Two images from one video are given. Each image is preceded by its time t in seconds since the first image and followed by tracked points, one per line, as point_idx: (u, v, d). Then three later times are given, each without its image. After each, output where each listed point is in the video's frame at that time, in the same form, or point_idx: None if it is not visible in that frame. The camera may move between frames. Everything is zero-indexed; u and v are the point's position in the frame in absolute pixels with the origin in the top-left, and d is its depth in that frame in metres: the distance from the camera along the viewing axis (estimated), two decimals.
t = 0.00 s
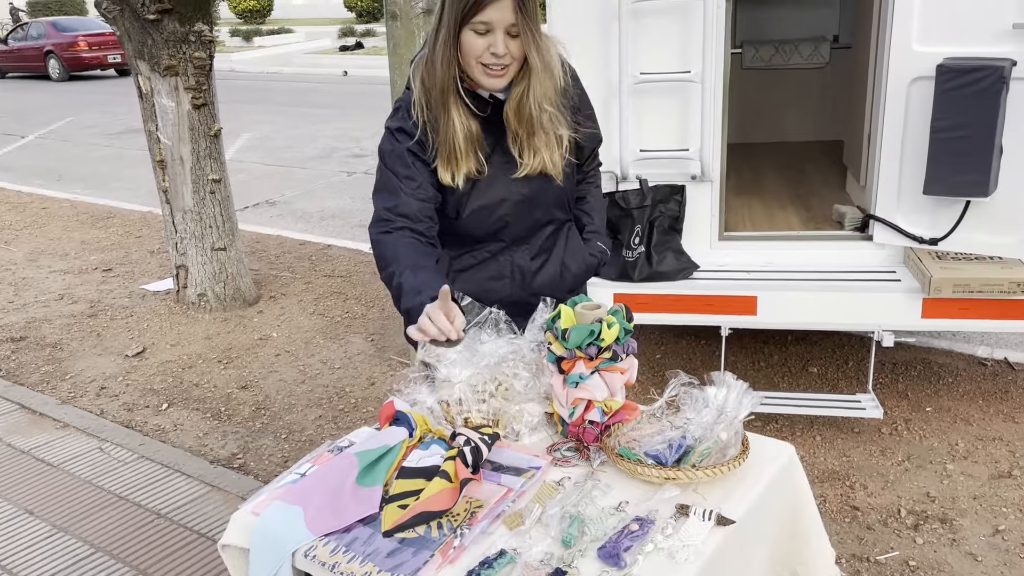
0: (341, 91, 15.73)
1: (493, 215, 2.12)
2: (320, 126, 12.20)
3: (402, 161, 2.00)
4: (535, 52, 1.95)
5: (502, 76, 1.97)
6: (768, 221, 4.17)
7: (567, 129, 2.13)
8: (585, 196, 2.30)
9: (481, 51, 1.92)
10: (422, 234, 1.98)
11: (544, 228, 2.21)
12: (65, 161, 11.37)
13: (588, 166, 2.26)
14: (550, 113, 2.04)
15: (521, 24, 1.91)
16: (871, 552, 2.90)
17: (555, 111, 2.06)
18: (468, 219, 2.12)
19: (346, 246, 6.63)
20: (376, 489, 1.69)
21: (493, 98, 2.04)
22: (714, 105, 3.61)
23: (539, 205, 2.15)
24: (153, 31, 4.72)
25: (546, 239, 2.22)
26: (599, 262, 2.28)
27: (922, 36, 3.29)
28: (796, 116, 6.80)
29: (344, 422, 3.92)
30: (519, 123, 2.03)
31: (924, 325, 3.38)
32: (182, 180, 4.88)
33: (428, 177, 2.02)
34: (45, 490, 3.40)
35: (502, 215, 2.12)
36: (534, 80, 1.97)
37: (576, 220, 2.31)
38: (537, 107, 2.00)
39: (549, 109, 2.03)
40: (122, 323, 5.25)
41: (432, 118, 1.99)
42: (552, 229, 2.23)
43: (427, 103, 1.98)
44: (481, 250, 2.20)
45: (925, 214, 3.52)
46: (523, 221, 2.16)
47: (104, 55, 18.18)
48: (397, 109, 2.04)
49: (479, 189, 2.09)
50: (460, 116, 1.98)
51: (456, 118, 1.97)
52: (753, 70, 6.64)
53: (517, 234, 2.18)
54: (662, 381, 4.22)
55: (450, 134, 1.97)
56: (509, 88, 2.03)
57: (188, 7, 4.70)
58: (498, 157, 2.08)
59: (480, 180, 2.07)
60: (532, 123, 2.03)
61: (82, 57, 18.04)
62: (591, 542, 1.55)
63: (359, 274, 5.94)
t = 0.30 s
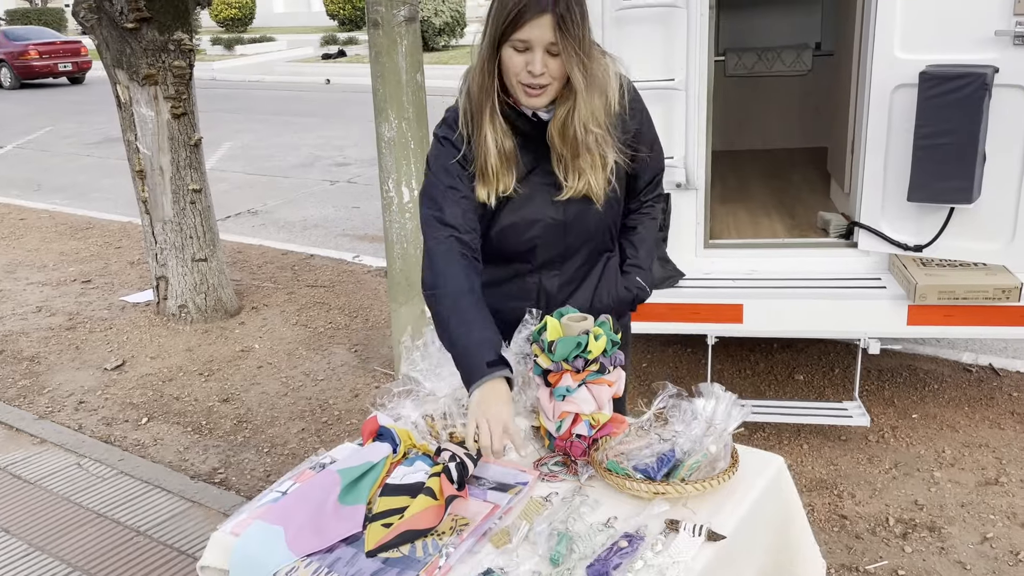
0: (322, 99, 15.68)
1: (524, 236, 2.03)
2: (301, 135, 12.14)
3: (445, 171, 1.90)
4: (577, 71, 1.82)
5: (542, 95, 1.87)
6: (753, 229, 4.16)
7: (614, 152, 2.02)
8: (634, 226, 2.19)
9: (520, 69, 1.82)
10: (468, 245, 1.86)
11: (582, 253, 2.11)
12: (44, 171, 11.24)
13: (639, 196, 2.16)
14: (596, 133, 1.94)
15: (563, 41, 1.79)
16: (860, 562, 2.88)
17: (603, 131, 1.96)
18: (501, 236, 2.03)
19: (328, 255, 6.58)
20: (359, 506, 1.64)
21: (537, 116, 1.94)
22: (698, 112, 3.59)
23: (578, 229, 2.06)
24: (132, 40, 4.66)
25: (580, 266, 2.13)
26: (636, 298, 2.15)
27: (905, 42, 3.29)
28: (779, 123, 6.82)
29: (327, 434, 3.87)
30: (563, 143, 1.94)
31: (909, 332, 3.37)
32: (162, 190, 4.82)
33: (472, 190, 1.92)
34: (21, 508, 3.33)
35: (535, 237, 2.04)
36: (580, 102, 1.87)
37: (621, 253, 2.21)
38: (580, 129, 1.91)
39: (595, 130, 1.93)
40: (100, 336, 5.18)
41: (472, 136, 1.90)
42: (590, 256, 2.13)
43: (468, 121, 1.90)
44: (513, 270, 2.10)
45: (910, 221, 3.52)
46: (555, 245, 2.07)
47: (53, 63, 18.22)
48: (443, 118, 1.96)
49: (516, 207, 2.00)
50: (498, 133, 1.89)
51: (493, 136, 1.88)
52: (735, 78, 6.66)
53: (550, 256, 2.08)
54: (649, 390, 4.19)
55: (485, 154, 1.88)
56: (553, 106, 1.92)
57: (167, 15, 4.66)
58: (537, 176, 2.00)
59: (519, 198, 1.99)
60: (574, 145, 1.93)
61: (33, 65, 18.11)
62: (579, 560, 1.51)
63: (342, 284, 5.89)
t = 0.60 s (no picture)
0: (310, 104, 15.61)
1: (585, 251, 1.97)
2: (289, 140, 12.08)
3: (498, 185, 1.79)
4: (644, 84, 1.66)
5: (598, 108, 1.72)
6: (746, 235, 4.14)
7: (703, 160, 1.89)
8: (699, 239, 2.13)
9: (575, 81, 1.69)
10: (507, 266, 1.77)
11: (641, 268, 2.07)
12: (27, 177, 11.14)
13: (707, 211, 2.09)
14: (683, 147, 1.81)
15: (623, 53, 1.65)
16: (857, 571, 2.86)
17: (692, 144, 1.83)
18: (557, 250, 1.96)
19: (317, 262, 6.53)
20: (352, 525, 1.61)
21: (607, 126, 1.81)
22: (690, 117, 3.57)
23: (639, 245, 2.01)
24: (117, 46, 4.61)
25: (642, 280, 2.09)
26: (698, 314, 2.14)
27: (897, 48, 3.28)
28: (770, 128, 6.81)
29: (316, 445, 3.82)
30: (647, 156, 1.81)
31: (902, 339, 3.35)
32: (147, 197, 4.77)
33: (523, 206, 1.82)
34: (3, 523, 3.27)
35: (593, 252, 1.98)
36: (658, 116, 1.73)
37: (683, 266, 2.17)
38: (668, 144, 1.78)
39: (683, 143, 1.80)
40: (85, 345, 5.11)
41: (539, 151, 1.78)
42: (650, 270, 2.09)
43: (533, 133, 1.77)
44: (569, 282, 2.05)
45: (901, 227, 3.51)
46: (617, 259, 2.02)
47: (11, 69, 18.18)
48: (505, 127, 1.84)
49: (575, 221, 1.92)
50: (569, 145, 1.77)
51: (570, 149, 1.76)
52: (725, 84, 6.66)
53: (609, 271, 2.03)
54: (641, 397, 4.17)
55: (559, 172, 1.76)
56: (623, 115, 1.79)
57: (152, 21, 4.61)
58: (602, 188, 1.91)
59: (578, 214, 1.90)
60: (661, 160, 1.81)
61: None
62: None
63: (331, 291, 5.84)
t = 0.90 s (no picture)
0: (297, 104, 15.50)
1: (616, 246, 1.84)
2: (277, 140, 11.98)
3: (525, 176, 1.72)
4: (679, 53, 1.67)
5: (637, 80, 1.72)
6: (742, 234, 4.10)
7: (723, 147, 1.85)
8: (729, 241, 2.08)
9: (611, 52, 1.69)
10: (532, 266, 1.69)
11: (677, 266, 1.94)
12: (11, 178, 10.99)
13: (739, 210, 2.05)
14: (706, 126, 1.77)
15: (658, 21, 1.67)
16: None
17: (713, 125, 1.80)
18: (587, 246, 1.83)
19: (306, 263, 6.45)
20: (349, 537, 1.54)
21: (636, 110, 1.76)
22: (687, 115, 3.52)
23: (674, 240, 1.89)
24: (102, 44, 4.53)
25: (675, 279, 1.96)
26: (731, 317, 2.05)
27: (896, 46, 3.25)
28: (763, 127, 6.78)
29: (308, 449, 3.75)
30: (670, 136, 1.74)
31: (901, 339, 3.32)
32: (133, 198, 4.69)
33: (551, 198, 1.74)
34: None
35: (625, 246, 1.85)
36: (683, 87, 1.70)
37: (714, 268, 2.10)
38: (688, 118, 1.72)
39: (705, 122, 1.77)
40: (71, 348, 5.02)
41: (569, 133, 1.72)
42: (684, 269, 1.97)
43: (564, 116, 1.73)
44: (597, 283, 1.91)
45: (900, 227, 3.47)
46: (651, 257, 1.89)
47: None
48: (532, 118, 1.80)
49: (607, 214, 1.81)
50: (603, 125, 1.72)
51: (599, 125, 1.71)
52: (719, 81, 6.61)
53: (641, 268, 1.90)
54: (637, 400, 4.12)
55: (590, 151, 1.70)
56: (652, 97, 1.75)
57: (138, 18, 4.53)
58: (633, 177, 1.82)
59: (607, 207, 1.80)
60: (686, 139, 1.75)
61: None
62: None
63: (321, 292, 5.77)
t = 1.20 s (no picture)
0: (288, 102, 15.44)
1: (618, 238, 1.83)
2: (268, 138, 11.93)
3: (533, 168, 1.72)
4: (668, 46, 1.67)
5: (635, 68, 1.71)
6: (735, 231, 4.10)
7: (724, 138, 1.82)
8: (734, 241, 2.05)
9: (611, 39, 1.68)
10: (539, 257, 1.68)
11: (680, 261, 1.92)
12: None
13: (743, 210, 2.03)
14: (703, 115, 1.75)
15: (657, 8, 1.65)
16: (854, 571, 2.82)
17: (714, 116, 1.78)
18: (590, 238, 1.82)
19: (298, 261, 6.42)
20: (345, 534, 1.53)
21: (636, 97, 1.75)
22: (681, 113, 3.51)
23: (678, 234, 1.87)
24: (92, 39, 4.49)
25: (678, 275, 1.94)
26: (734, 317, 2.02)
27: (890, 42, 3.24)
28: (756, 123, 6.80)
29: (301, 447, 3.73)
30: (662, 123, 1.73)
31: (895, 335, 3.32)
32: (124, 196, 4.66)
33: (558, 188, 1.74)
34: None
35: (627, 238, 1.83)
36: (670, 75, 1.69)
37: (717, 268, 2.08)
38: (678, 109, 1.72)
39: (702, 110, 1.75)
40: (60, 346, 4.98)
41: (573, 122, 1.72)
42: (688, 265, 1.95)
43: (568, 104, 1.73)
44: (600, 277, 1.89)
45: (894, 223, 3.48)
46: (654, 250, 1.87)
47: None
48: (538, 108, 1.80)
49: (610, 205, 1.79)
50: (603, 113, 1.71)
51: (597, 114, 1.70)
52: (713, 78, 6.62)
53: (644, 262, 1.87)
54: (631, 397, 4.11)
55: (589, 140, 1.69)
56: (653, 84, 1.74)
57: (129, 14, 4.50)
58: (636, 169, 1.80)
59: (610, 198, 1.79)
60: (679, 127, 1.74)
61: None
62: None
63: (314, 290, 5.75)
